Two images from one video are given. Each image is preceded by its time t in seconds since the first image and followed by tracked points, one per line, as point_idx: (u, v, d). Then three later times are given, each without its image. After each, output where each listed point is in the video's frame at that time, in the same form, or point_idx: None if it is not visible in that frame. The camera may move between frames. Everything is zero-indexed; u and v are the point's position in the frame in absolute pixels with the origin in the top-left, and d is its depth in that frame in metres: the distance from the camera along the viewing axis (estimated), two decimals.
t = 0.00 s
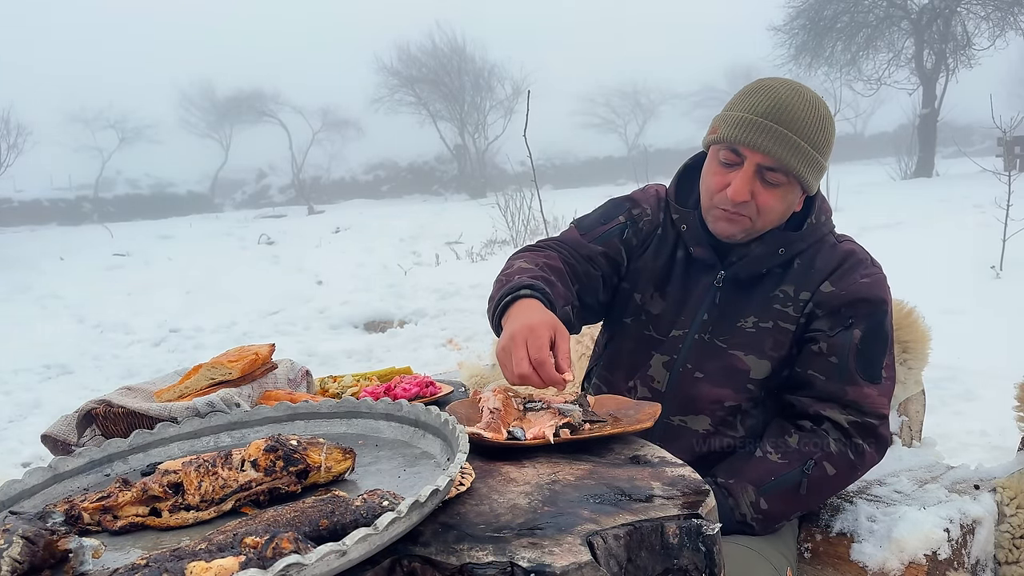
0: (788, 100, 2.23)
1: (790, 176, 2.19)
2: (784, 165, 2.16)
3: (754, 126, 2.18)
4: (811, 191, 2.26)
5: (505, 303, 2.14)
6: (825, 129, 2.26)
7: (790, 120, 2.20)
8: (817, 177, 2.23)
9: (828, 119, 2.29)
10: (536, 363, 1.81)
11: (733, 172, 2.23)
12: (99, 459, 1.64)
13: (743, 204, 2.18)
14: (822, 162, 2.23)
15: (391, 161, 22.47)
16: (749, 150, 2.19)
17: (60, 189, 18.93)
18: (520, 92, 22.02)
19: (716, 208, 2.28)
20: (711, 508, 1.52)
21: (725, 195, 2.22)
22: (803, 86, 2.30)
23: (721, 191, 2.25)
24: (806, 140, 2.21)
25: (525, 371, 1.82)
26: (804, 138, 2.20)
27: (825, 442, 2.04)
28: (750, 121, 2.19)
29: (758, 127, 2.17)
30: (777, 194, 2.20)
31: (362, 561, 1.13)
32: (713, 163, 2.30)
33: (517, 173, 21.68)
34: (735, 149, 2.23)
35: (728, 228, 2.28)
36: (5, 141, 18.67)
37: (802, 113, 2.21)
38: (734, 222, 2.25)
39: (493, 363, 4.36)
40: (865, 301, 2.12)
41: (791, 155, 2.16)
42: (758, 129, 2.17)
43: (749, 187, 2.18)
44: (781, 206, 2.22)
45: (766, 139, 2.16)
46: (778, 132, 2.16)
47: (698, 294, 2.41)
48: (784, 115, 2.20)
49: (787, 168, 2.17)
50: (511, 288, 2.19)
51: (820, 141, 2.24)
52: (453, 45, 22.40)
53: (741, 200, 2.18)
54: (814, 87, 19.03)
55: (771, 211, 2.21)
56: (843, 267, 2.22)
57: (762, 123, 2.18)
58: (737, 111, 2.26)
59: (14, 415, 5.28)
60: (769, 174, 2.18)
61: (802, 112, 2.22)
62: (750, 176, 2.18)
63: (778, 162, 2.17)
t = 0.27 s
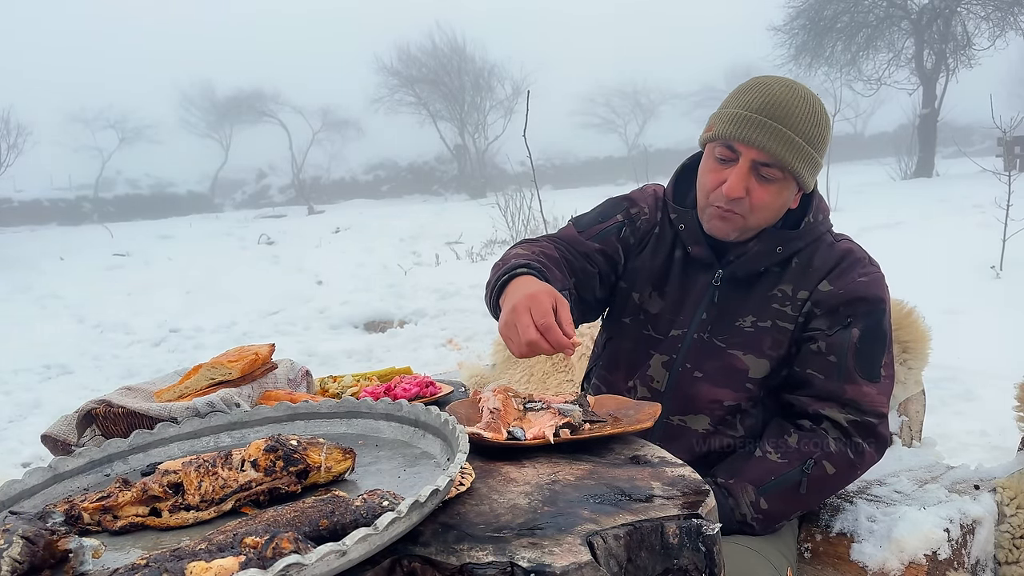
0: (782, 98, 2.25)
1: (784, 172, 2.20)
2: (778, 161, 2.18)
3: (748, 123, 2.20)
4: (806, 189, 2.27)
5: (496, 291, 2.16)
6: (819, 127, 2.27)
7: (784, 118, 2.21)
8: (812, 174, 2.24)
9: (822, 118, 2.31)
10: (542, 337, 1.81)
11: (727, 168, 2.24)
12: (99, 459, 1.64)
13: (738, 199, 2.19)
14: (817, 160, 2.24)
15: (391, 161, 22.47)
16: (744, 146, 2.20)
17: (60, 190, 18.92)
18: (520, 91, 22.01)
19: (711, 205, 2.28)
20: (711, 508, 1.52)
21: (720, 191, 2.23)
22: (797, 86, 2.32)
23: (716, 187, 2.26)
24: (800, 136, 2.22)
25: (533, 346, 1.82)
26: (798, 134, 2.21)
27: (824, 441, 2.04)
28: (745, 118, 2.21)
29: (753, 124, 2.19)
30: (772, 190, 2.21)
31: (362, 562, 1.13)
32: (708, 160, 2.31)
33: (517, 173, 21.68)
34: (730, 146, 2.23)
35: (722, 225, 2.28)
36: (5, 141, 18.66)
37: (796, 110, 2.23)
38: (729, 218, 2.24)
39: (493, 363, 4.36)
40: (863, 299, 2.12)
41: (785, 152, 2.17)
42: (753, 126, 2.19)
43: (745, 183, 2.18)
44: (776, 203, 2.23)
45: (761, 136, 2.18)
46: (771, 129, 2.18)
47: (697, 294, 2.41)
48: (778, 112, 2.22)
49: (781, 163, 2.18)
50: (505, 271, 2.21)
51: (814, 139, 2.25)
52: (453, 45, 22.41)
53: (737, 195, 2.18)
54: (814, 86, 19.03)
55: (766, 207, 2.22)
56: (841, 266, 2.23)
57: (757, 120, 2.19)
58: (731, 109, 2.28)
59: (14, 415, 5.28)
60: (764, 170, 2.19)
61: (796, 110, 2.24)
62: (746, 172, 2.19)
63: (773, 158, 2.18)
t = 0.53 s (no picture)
0: (768, 94, 2.23)
1: (773, 167, 2.18)
2: (767, 155, 2.15)
3: (734, 118, 2.18)
4: (799, 183, 2.25)
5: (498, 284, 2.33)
6: (808, 122, 2.25)
7: (771, 112, 2.20)
8: (801, 170, 2.22)
9: (812, 111, 2.28)
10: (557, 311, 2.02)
11: (716, 164, 2.22)
12: (99, 459, 1.64)
13: (728, 195, 2.17)
14: (807, 154, 2.22)
15: (391, 161, 22.48)
16: (731, 142, 2.18)
17: (60, 189, 18.92)
18: (520, 92, 22.01)
19: (703, 203, 2.26)
20: (711, 508, 1.52)
21: (709, 188, 2.21)
22: (784, 80, 2.30)
23: (707, 184, 2.24)
24: (788, 131, 2.20)
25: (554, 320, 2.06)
26: (786, 128, 2.20)
27: (822, 440, 2.04)
28: (731, 115, 2.19)
29: (739, 119, 2.18)
30: (762, 185, 2.19)
31: (362, 561, 1.13)
32: (698, 158, 2.30)
33: (517, 173, 21.69)
34: (718, 142, 2.22)
35: (714, 223, 2.27)
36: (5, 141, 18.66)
37: (782, 104, 2.21)
38: (721, 215, 2.23)
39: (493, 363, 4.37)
40: (859, 298, 2.11)
41: (773, 145, 2.15)
42: (739, 121, 2.17)
43: (733, 178, 2.17)
44: (767, 198, 2.21)
45: (747, 131, 2.16)
46: (757, 124, 2.16)
47: (692, 294, 2.42)
48: (764, 107, 2.20)
49: (768, 158, 2.16)
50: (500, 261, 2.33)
51: (804, 132, 2.23)
52: (453, 45, 22.42)
53: (725, 191, 2.17)
54: (814, 86, 19.05)
55: (757, 202, 2.19)
56: (836, 264, 2.23)
57: (743, 115, 2.18)
58: (718, 106, 2.27)
59: (14, 415, 5.28)
60: (753, 164, 2.17)
61: (783, 104, 2.22)
62: (734, 168, 2.17)
63: (761, 154, 2.16)
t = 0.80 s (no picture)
0: (741, 90, 2.24)
1: (747, 161, 2.18)
2: (740, 149, 2.16)
3: (705, 115, 2.20)
4: (778, 177, 2.25)
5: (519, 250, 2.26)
6: (783, 114, 2.25)
7: (743, 106, 2.21)
8: (778, 163, 2.22)
9: (787, 105, 2.29)
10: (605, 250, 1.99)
11: (691, 160, 2.23)
12: (99, 459, 1.64)
13: (704, 190, 2.18)
14: (784, 147, 2.22)
15: (391, 161, 22.47)
16: (704, 138, 2.20)
17: (60, 189, 18.90)
18: (520, 91, 21.99)
19: (680, 200, 2.26)
20: (711, 508, 1.52)
21: (686, 184, 2.22)
22: (758, 76, 2.32)
23: (683, 181, 2.25)
24: (762, 125, 2.20)
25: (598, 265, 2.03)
26: (759, 121, 2.20)
27: (818, 439, 2.04)
28: (702, 112, 2.21)
29: (710, 115, 2.20)
30: (738, 179, 2.19)
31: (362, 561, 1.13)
32: (674, 157, 2.31)
33: (517, 173, 21.68)
34: (692, 139, 2.23)
35: (694, 219, 2.26)
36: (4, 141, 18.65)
37: (753, 97, 2.22)
38: (699, 211, 2.22)
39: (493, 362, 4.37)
40: (850, 294, 2.11)
41: (745, 138, 2.16)
42: (710, 118, 2.19)
43: (709, 174, 2.17)
44: (744, 193, 2.21)
45: (719, 127, 2.17)
46: (729, 118, 2.17)
47: (682, 294, 2.40)
48: (736, 101, 2.22)
49: (742, 151, 2.16)
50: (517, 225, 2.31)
51: (778, 125, 2.23)
52: (453, 45, 22.41)
53: (701, 187, 2.17)
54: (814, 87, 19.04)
55: (734, 197, 2.19)
56: (826, 261, 2.21)
57: (714, 110, 2.20)
58: (691, 105, 2.30)
59: (14, 415, 5.28)
60: (726, 158, 2.18)
61: (757, 98, 2.23)
62: (708, 164, 2.18)
63: (734, 148, 2.16)
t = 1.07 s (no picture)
0: (712, 90, 2.30)
1: (721, 158, 2.22)
2: (709, 146, 2.20)
3: (675, 116, 2.27)
4: (754, 176, 2.27)
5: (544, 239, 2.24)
6: (755, 113, 2.29)
7: (712, 106, 2.26)
8: (752, 160, 2.25)
9: (758, 104, 2.33)
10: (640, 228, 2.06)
11: (665, 160, 2.28)
12: (98, 459, 1.64)
13: (678, 188, 2.21)
14: (755, 145, 2.25)
15: (391, 161, 22.48)
16: (677, 138, 2.25)
17: (60, 190, 18.91)
18: (520, 91, 21.99)
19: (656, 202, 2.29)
20: (711, 508, 1.52)
21: (661, 184, 2.26)
22: (729, 78, 2.37)
23: (659, 182, 2.29)
24: (734, 122, 2.25)
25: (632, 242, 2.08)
26: (728, 119, 2.25)
27: (813, 439, 2.03)
28: (674, 114, 2.28)
29: (680, 116, 2.26)
30: (711, 176, 2.22)
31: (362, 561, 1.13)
32: (651, 160, 2.35)
33: (517, 173, 21.68)
34: (665, 141, 2.29)
35: (671, 221, 2.27)
36: (4, 141, 18.65)
37: (725, 96, 2.28)
38: (676, 211, 2.24)
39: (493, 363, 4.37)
40: (839, 292, 2.10)
41: (714, 135, 2.21)
42: (682, 119, 2.25)
43: (682, 172, 2.21)
44: (720, 190, 2.23)
45: (691, 126, 2.23)
46: (698, 117, 2.23)
47: (670, 295, 2.39)
48: (705, 101, 2.28)
49: (714, 148, 2.20)
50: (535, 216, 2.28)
51: (749, 122, 2.27)
52: (453, 45, 22.41)
53: (675, 186, 2.21)
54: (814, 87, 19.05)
55: (709, 195, 2.22)
56: (813, 258, 2.21)
57: (684, 111, 2.27)
58: (663, 109, 2.36)
59: (13, 415, 5.28)
60: (698, 156, 2.22)
61: (727, 97, 2.28)
62: (681, 162, 2.22)
63: (705, 145, 2.21)
